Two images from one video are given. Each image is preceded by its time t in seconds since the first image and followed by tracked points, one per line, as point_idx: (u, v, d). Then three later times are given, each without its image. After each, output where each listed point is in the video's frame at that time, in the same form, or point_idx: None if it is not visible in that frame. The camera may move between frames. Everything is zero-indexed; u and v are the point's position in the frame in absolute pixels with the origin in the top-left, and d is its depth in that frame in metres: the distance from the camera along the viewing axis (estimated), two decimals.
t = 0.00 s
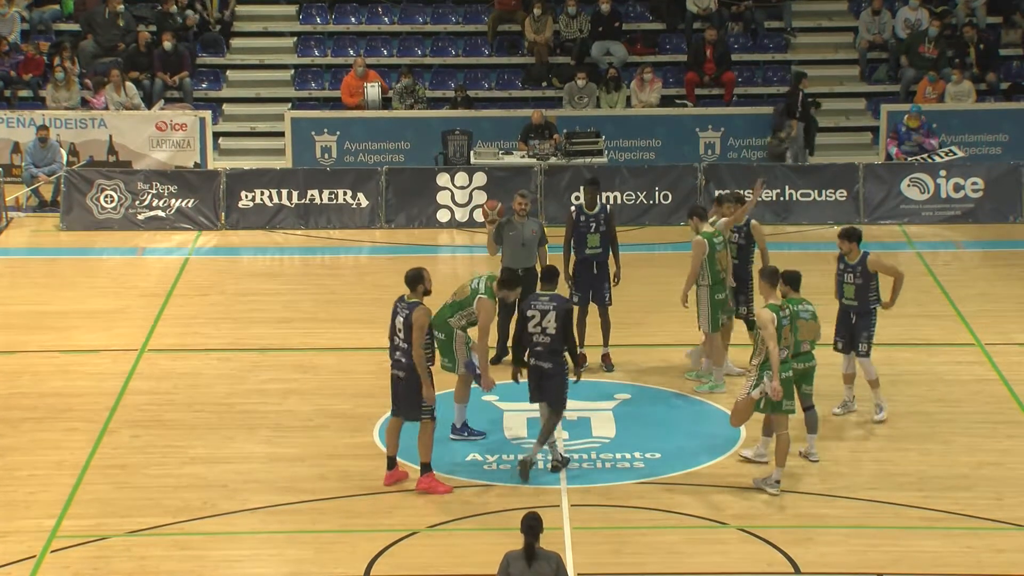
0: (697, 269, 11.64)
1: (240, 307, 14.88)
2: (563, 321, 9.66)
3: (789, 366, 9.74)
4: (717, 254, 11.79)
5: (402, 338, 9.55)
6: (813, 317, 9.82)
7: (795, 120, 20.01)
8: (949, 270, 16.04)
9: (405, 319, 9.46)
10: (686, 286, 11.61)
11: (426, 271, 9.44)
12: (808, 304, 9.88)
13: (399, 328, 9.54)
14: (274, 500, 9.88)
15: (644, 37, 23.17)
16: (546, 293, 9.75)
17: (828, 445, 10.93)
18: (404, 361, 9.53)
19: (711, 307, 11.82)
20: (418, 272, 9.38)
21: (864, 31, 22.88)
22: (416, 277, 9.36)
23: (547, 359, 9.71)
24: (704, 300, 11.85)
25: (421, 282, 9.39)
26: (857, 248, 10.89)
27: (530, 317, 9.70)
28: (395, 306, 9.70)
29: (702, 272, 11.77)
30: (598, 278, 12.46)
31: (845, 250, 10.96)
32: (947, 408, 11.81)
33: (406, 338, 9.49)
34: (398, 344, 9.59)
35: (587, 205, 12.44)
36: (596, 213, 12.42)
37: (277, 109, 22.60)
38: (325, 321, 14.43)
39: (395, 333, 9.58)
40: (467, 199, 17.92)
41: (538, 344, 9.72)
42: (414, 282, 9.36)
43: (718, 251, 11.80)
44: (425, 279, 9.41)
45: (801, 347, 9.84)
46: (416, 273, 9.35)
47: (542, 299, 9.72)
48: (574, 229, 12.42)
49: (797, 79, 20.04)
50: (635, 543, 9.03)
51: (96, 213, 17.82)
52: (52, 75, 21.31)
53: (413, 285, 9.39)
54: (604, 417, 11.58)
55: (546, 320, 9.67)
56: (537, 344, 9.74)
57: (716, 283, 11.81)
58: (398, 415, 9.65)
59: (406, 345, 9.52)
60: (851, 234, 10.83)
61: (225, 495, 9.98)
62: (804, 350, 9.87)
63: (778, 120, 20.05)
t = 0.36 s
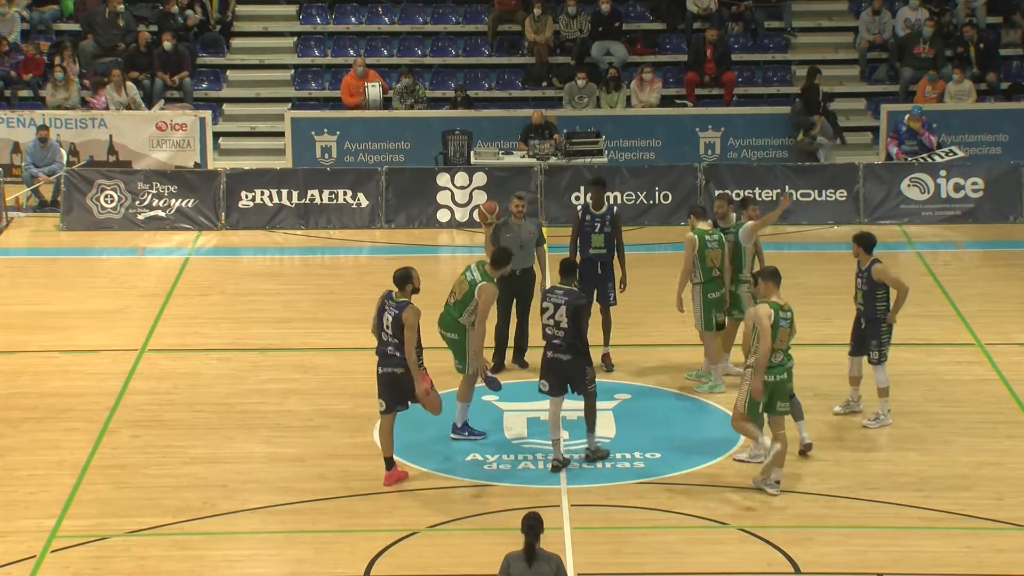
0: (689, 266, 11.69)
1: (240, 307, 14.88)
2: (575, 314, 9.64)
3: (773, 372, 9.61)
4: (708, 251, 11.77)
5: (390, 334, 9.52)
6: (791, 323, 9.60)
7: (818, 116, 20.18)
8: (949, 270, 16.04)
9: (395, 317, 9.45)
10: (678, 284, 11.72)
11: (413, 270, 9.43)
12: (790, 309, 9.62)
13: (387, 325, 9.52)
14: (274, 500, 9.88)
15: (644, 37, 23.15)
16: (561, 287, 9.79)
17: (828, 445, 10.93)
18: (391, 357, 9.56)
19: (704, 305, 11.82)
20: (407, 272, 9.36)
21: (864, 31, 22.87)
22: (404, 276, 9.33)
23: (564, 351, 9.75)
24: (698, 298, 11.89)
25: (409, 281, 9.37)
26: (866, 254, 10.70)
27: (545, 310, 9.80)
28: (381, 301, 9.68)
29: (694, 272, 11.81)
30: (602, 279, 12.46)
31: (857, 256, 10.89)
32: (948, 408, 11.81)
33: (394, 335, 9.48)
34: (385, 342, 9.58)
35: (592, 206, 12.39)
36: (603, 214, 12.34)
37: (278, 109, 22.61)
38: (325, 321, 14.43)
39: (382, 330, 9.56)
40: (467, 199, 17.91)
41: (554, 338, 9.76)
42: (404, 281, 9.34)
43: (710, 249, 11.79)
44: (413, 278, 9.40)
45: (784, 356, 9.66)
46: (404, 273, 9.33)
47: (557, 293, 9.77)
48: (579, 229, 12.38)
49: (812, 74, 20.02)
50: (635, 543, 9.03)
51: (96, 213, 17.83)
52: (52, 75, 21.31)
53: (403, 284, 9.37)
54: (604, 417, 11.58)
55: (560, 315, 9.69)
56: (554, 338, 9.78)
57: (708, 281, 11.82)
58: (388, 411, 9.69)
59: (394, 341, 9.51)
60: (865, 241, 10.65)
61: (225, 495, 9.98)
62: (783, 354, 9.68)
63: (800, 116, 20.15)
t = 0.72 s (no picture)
0: (690, 265, 11.68)
1: (240, 307, 14.89)
2: (597, 311, 9.90)
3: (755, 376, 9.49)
4: (710, 251, 11.75)
5: (390, 335, 9.53)
6: (780, 325, 9.49)
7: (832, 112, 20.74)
8: (949, 270, 16.04)
9: (395, 320, 9.46)
10: (675, 281, 11.71)
11: (416, 274, 9.48)
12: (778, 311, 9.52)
13: (387, 327, 9.53)
14: (274, 500, 9.89)
15: (644, 37, 23.15)
16: (585, 281, 10.00)
17: (828, 445, 10.92)
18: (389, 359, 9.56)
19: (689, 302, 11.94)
20: (410, 274, 9.41)
21: (864, 31, 22.84)
22: (408, 278, 9.39)
23: (587, 343, 10.05)
24: (687, 295, 11.96)
25: (413, 283, 9.43)
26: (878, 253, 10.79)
27: (568, 302, 10.07)
28: (381, 302, 9.69)
29: (692, 272, 11.79)
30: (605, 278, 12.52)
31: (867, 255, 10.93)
32: (947, 408, 11.81)
33: (393, 337, 9.50)
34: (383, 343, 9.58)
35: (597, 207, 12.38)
36: (607, 215, 12.29)
37: (278, 109, 22.62)
38: (324, 321, 14.44)
39: (381, 332, 9.57)
40: (467, 199, 17.86)
41: (577, 330, 10.07)
42: (407, 283, 9.39)
43: (711, 249, 11.77)
44: (416, 282, 9.45)
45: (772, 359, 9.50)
46: (408, 276, 9.38)
47: (581, 286, 9.99)
48: (583, 227, 12.41)
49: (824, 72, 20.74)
50: (635, 543, 9.03)
51: (96, 213, 17.83)
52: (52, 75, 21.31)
53: (406, 286, 9.42)
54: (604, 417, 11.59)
55: (583, 309, 9.95)
56: (578, 329, 10.08)
57: (703, 281, 11.89)
58: (384, 412, 9.70)
59: (393, 342, 9.52)
60: (876, 238, 10.70)
61: (225, 495, 9.98)
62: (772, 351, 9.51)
63: (813, 114, 20.23)
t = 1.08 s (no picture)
0: (684, 267, 11.66)
1: (241, 306, 14.89)
2: (620, 299, 10.16)
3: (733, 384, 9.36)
4: (700, 250, 11.80)
5: (397, 338, 9.55)
6: (774, 315, 9.97)
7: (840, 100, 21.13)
8: (949, 270, 16.04)
9: (402, 322, 9.47)
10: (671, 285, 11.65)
11: (421, 274, 9.46)
12: (768, 302, 10.00)
13: (395, 330, 9.54)
14: (275, 500, 9.89)
15: (645, 37, 23.15)
16: (603, 272, 10.27)
17: (828, 445, 10.92)
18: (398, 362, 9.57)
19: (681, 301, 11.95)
20: (415, 275, 9.40)
21: (864, 31, 22.80)
22: (412, 279, 9.38)
23: (604, 334, 10.20)
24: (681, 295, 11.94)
25: (418, 284, 9.41)
26: (878, 250, 10.82)
27: (586, 294, 10.25)
28: (390, 305, 9.70)
29: (688, 272, 11.77)
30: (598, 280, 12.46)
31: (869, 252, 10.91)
32: (947, 408, 11.80)
33: (402, 340, 9.51)
34: (393, 345, 9.60)
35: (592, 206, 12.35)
36: (603, 214, 12.26)
37: (278, 109, 22.62)
38: (324, 320, 14.44)
39: (391, 335, 9.59)
40: (467, 198, 17.83)
41: (595, 322, 10.22)
42: (411, 286, 9.38)
43: (701, 247, 11.81)
44: (419, 283, 9.43)
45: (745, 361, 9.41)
46: (413, 277, 9.36)
47: (600, 279, 10.23)
48: (579, 228, 12.43)
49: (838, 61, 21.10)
50: (635, 543, 9.03)
51: (96, 213, 17.83)
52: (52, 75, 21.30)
53: (411, 288, 9.40)
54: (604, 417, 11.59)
55: (605, 298, 10.16)
56: (594, 322, 10.24)
57: (696, 280, 11.90)
58: (391, 414, 9.68)
59: (402, 345, 9.53)
60: (876, 237, 10.68)
61: (225, 495, 9.99)
62: (770, 350, 9.96)
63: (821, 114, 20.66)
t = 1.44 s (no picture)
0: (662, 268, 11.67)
1: (242, 306, 14.88)
2: (626, 290, 10.53)
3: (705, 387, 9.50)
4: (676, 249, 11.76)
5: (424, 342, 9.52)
6: (787, 313, 10.05)
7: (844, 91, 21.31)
8: (951, 270, 16.03)
9: (430, 323, 9.47)
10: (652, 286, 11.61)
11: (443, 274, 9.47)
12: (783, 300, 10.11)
13: (422, 333, 9.52)
14: (277, 500, 9.89)
15: (646, 37, 23.16)
16: (606, 266, 10.60)
17: (830, 446, 10.91)
18: (422, 367, 9.53)
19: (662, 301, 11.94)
20: (437, 274, 9.40)
21: (866, 31, 22.76)
22: (437, 279, 9.38)
23: (610, 327, 10.57)
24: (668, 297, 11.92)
25: (441, 284, 9.40)
26: (875, 244, 10.92)
27: (593, 290, 10.55)
28: (414, 311, 9.68)
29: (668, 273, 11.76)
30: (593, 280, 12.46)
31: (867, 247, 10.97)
32: (950, 409, 11.79)
33: (429, 341, 9.49)
34: (417, 349, 9.58)
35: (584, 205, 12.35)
36: (594, 213, 12.29)
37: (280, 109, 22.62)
38: (326, 321, 14.43)
39: (417, 339, 9.56)
40: (469, 199, 17.86)
41: (603, 315, 10.56)
42: (436, 287, 9.38)
43: (676, 246, 11.78)
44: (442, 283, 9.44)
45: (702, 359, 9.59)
46: (436, 278, 9.35)
47: (604, 273, 10.56)
48: (572, 229, 12.39)
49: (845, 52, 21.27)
50: (637, 543, 9.02)
51: (97, 213, 17.83)
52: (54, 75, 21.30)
53: (436, 288, 9.39)
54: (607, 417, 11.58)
55: (612, 292, 10.51)
56: (601, 315, 10.58)
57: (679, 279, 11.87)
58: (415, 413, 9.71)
59: (428, 349, 9.51)
60: (867, 230, 10.85)
61: (227, 495, 9.98)
62: (780, 348, 10.01)
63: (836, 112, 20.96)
